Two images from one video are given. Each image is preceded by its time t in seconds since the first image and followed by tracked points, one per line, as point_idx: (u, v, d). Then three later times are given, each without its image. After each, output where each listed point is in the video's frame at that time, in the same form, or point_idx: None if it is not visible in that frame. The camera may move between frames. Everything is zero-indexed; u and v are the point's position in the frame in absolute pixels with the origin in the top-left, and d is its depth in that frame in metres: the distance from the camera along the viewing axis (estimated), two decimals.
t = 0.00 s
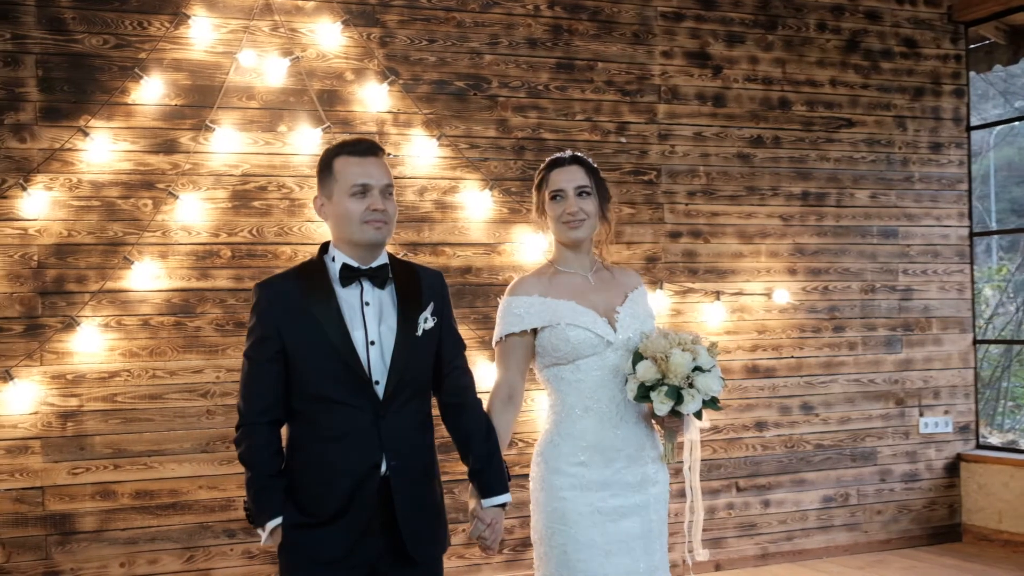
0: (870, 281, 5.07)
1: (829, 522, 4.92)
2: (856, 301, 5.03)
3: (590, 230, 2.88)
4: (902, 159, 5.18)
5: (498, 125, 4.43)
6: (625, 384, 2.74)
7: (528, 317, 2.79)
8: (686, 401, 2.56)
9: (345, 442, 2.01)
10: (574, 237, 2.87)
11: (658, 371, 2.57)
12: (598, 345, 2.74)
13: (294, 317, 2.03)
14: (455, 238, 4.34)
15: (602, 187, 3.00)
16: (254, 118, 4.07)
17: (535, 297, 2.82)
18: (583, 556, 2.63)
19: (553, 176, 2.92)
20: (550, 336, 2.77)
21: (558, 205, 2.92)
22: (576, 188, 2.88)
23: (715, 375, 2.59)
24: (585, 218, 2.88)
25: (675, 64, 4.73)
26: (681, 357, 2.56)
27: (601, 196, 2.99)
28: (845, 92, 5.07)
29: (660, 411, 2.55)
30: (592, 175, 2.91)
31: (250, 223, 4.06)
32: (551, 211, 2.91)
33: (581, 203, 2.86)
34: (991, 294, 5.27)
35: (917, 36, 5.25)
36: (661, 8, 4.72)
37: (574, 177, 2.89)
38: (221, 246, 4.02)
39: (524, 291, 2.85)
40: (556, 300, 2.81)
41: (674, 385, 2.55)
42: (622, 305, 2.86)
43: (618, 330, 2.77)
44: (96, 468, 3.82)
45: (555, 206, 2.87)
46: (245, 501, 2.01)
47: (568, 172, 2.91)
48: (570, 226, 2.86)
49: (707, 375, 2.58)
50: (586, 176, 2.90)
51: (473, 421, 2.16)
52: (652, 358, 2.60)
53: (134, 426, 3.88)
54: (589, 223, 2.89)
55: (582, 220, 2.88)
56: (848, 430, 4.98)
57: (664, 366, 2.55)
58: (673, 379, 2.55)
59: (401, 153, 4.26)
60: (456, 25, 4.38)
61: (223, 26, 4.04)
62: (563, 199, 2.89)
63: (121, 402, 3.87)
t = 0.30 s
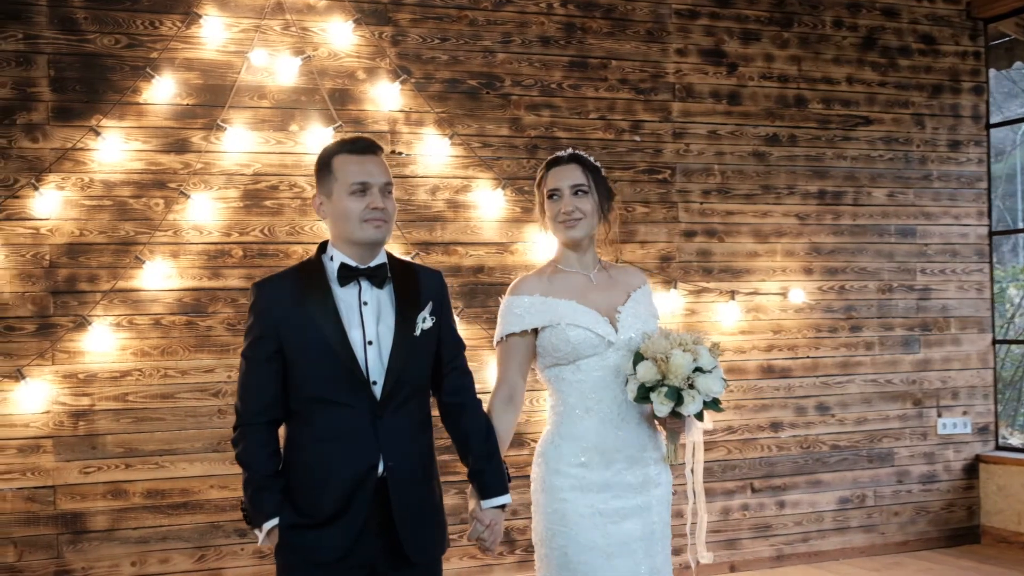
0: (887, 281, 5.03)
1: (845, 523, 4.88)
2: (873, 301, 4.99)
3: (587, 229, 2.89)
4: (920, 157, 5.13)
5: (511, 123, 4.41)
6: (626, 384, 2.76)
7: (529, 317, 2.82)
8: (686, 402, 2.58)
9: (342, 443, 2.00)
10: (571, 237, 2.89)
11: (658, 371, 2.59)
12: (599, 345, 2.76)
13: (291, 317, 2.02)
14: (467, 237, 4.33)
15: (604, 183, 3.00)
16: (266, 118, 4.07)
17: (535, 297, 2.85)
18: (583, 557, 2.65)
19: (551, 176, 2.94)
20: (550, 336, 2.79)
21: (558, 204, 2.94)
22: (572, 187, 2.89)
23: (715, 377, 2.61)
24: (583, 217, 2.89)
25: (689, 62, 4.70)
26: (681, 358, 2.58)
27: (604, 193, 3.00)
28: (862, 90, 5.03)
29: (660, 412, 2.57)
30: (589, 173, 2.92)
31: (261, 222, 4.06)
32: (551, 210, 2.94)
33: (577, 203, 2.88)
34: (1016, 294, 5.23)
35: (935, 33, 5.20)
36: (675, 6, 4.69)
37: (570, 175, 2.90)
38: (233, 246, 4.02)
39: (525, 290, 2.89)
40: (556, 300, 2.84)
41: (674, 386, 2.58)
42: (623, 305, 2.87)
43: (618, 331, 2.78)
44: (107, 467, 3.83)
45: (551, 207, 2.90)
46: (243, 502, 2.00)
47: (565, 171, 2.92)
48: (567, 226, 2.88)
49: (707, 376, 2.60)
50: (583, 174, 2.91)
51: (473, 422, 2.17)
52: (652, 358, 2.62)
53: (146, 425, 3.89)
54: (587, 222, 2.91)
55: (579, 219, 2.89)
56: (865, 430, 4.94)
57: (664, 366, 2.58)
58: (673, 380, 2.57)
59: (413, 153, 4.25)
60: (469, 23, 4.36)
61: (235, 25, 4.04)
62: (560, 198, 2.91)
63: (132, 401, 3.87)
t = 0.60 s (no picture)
0: (904, 281, 4.98)
1: (861, 525, 4.84)
2: (890, 301, 4.95)
3: (584, 228, 2.88)
4: (938, 155, 5.08)
5: (523, 122, 4.39)
6: (627, 385, 2.76)
7: (530, 317, 2.82)
8: (686, 404, 2.57)
9: (339, 443, 1.99)
10: (568, 236, 2.88)
11: (658, 373, 2.59)
12: (600, 345, 2.75)
13: (288, 316, 2.02)
14: (479, 237, 4.31)
15: (606, 181, 2.98)
16: (277, 117, 4.06)
17: (535, 297, 2.85)
18: (583, 559, 2.64)
19: (549, 176, 2.94)
20: (552, 336, 2.79)
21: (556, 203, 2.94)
22: (568, 187, 2.89)
23: (717, 379, 2.60)
24: (580, 216, 2.89)
25: (703, 60, 4.67)
26: (681, 359, 2.58)
27: (605, 191, 2.98)
28: (879, 88, 4.98)
29: (660, 413, 2.56)
30: (586, 172, 2.90)
31: (273, 222, 4.05)
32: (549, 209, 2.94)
33: (573, 202, 2.87)
34: None
35: (953, 30, 5.15)
36: (690, 4, 4.66)
37: (567, 175, 2.89)
38: (244, 245, 4.02)
39: (526, 290, 2.88)
40: (556, 300, 2.83)
41: (674, 388, 2.57)
42: (624, 306, 2.86)
43: (620, 331, 2.77)
44: (118, 467, 3.84)
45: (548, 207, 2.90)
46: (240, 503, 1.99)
47: (563, 170, 2.91)
48: (564, 226, 2.88)
49: (708, 377, 2.59)
50: (581, 173, 2.90)
51: (472, 422, 2.17)
52: (653, 359, 2.62)
53: (157, 425, 3.89)
54: (585, 221, 2.89)
55: (576, 219, 2.89)
56: (881, 431, 4.89)
57: (664, 367, 2.57)
58: (673, 381, 2.57)
59: (424, 152, 4.24)
60: (481, 22, 4.35)
61: (246, 25, 4.03)
62: (558, 198, 2.91)
63: (144, 401, 3.88)
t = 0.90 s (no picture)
0: (921, 281, 4.93)
1: (877, 527, 4.80)
2: (907, 301, 4.90)
3: (582, 228, 2.93)
4: (955, 154, 5.03)
5: (536, 121, 4.37)
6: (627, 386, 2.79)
7: (531, 317, 2.86)
8: (686, 405, 2.58)
9: (337, 444, 2.03)
10: (567, 236, 2.93)
11: (659, 374, 2.60)
12: (600, 346, 2.78)
13: (287, 319, 2.06)
14: (491, 236, 4.30)
15: (606, 181, 3.02)
16: (288, 117, 4.06)
17: (536, 296, 2.89)
18: (583, 561, 2.67)
19: (549, 176, 2.99)
20: (552, 337, 2.82)
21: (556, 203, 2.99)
22: (566, 187, 2.94)
23: (718, 380, 2.60)
24: (578, 216, 2.93)
25: (717, 58, 4.64)
26: (682, 360, 2.58)
27: (605, 191, 3.02)
28: (895, 86, 4.94)
29: (659, 415, 2.57)
30: (584, 172, 2.95)
31: (284, 221, 4.05)
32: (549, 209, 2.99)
33: (570, 202, 2.92)
34: None
35: (972, 27, 5.10)
36: (703, 2, 4.63)
37: (565, 175, 2.95)
38: (255, 245, 4.02)
39: (527, 290, 2.92)
40: (557, 300, 2.86)
41: (674, 389, 2.58)
42: (625, 307, 2.88)
43: (620, 332, 2.80)
44: (130, 466, 3.84)
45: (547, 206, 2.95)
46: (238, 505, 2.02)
47: (561, 171, 2.97)
48: (562, 225, 2.93)
49: (709, 379, 2.60)
50: (579, 173, 2.95)
51: (470, 423, 2.24)
52: (654, 360, 2.63)
53: (168, 424, 3.90)
54: (583, 221, 2.94)
55: (574, 218, 2.93)
56: (898, 432, 4.85)
57: (665, 368, 2.58)
58: (673, 382, 2.58)
59: (436, 152, 4.23)
60: (492, 21, 4.33)
61: (257, 24, 4.03)
62: (556, 198, 2.96)
63: (155, 400, 3.88)
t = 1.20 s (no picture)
0: (938, 280, 4.89)
1: (893, 529, 4.76)
2: (923, 301, 4.86)
3: (580, 228, 2.92)
4: (972, 152, 4.99)
5: (548, 120, 4.35)
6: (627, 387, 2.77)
7: (531, 318, 2.84)
8: (686, 406, 2.57)
9: (334, 445, 2.08)
10: (565, 236, 2.93)
11: (659, 374, 2.58)
12: (600, 347, 2.77)
13: (284, 320, 2.11)
14: (503, 236, 4.29)
15: (607, 181, 3.02)
16: (299, 116, 4.05)
17: (536, 297, 2.87)
18: (583, 564, 2.67)
19: (549, 176, 2.99)
20: (552, 338, 2.80)
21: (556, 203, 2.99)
22: (565, 187, 2.94)
23: (718, 381, 2.58)
24: (576, 216, 2.93)
25: (731, 57, 4.61)
26: (682, 361, 2.57)
27: (606, 191, 3.01)
28: (912, 84, 4.90)
29: (660, 416, 2.56)
30: (583, 171, 2.95)
31: (295, 221, 4.05)
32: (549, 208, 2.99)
33: (568, 202, 2.92)
34: None
35: (990, 24, 5.05)
36: None
37: (564, 175, 2.95)
38: (266, 245, 4.01)
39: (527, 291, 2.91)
40: (557, 301, 2.85)
41: (675, 390, 2.57)
42: (626, 308, 2.87)
43: (621, 333, 2.78)
44: (141, 466, 3.85)
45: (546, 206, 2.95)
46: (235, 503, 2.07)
47: (560, 170, 2.97)
48: (560, 225, 2.93)
49: (710, 380, 2.58)
50: (578, 173, 2.94)
51: (468, 423, 2.29)
52: (654, 361, 2.62)
53: (178, 424, 3.90)
54: (582, 220, 2.94)
55: (573, 218, 2.93)
56: (915, 433, 4.81)
57: (664, 368, 2.57)
58: (673, 382, 2.56)
59: (447, 151, 4.22)
60: (504, 20, 4.32)
61: (268, 24, 4.03)
62: (555, 198, 2.96)
63: (166, 400, 3.89)
